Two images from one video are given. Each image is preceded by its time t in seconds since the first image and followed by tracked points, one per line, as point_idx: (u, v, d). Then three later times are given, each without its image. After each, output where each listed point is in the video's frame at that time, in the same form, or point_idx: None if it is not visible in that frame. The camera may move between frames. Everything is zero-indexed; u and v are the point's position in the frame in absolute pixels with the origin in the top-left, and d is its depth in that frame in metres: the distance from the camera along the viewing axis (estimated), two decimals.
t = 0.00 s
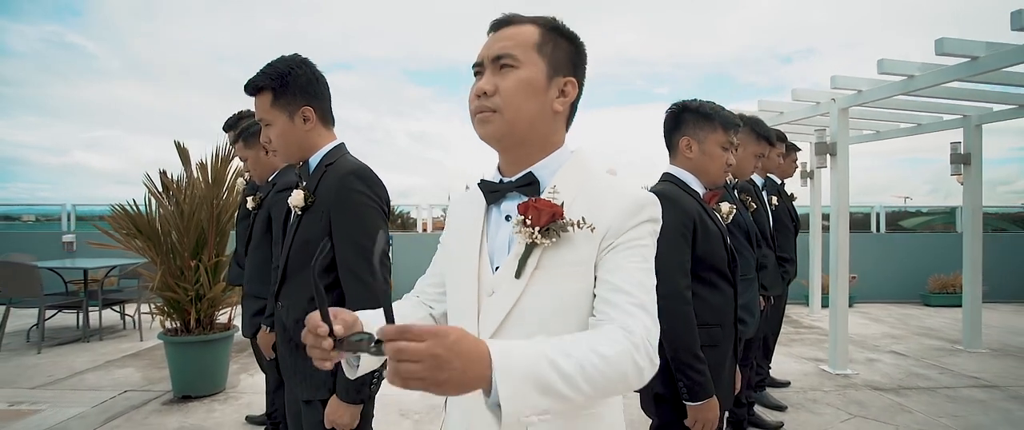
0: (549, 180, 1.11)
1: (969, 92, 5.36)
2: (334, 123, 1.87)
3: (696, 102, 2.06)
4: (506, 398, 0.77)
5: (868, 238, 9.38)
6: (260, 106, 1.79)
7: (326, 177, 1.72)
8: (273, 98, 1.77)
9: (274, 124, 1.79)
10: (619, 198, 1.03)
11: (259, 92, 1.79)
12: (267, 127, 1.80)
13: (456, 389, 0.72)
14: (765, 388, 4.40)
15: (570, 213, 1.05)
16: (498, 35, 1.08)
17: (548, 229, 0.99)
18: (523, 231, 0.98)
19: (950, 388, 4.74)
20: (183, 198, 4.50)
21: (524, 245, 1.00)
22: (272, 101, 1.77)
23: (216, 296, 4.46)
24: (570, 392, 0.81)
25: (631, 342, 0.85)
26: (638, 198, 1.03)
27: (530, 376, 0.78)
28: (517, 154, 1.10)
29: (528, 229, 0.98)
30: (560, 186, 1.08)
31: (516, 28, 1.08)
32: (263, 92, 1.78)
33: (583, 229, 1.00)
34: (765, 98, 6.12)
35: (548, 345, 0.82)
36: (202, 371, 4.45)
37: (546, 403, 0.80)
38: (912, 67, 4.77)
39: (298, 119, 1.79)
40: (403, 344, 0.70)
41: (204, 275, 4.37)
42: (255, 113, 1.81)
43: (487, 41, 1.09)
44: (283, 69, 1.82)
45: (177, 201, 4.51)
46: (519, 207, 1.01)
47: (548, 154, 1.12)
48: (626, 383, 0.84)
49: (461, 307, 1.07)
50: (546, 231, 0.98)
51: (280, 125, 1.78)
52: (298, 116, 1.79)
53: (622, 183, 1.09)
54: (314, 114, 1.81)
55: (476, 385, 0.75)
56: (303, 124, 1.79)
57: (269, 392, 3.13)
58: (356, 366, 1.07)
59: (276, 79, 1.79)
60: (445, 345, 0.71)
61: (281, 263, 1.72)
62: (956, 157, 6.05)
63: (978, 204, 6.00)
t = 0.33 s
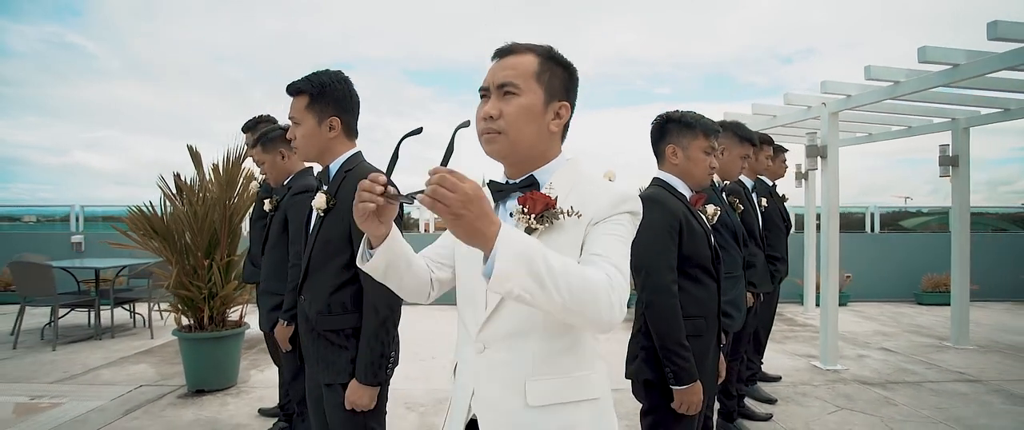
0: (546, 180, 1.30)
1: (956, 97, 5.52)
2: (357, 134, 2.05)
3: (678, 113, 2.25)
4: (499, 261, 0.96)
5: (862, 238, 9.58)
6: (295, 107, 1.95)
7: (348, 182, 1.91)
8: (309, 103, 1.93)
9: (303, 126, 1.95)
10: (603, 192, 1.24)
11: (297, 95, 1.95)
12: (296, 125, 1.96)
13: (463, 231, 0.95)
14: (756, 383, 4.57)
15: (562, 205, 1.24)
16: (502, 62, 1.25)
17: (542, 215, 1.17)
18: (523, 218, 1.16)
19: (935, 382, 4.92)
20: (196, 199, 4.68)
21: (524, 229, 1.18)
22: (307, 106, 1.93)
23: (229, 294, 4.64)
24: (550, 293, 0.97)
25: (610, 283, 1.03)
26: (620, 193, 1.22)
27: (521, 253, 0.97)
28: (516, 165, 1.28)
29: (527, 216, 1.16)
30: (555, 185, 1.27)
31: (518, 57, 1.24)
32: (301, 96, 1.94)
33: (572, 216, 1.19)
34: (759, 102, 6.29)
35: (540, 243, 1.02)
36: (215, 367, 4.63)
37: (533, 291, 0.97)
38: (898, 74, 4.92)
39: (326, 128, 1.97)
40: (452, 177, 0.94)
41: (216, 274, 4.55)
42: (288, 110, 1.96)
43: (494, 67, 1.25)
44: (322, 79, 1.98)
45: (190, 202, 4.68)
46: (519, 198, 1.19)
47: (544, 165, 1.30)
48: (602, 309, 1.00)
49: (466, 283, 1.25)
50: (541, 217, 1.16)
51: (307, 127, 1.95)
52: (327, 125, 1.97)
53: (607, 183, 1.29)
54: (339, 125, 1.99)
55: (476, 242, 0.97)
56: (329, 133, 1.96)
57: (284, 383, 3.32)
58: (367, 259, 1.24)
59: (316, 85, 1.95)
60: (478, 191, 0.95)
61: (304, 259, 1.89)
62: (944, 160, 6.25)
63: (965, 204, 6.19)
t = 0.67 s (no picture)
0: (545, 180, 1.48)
1: (943, 101, 5.68)
2: (373, 143, 2.24)
3: (660, 120, 2.43)
4: (505, 208, 1.21)
5: (855, 238, 9.79)
6: (322, 110, 2.14)
7: (363, 183, 2.08)
8: (336, 108, 2.13)
9: (327, 129, 2.13)
10: (592, 191, 1.45)
11: (326, 99, 2.14)
12: (320, 127, 2.14)
13: (483, 176, 1.21)
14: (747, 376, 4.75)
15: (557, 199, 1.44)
16: (497, 87, 1.41)
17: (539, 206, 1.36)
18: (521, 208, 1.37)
19: (919, 376, 5.12)
20: (207, 200, 4.86)
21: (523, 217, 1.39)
22: (334, 110, 2.12)
23: (239, 291, 4.82)
24: (544, 246, 1.21)
25: (594, 256, 1.26)
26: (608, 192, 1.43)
27: (524, 208, 1.21)
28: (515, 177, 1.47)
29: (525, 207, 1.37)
30: (551, 183, 1.47)
31: (510, 82, 1.40)
32: (328, 100, 2.12)
33: (563, 209, 1.40)
34: (752, 106, 6.46)
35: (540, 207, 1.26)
36: (226, 361, 4.81)
37: (528, 239, 1.21)
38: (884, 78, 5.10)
39: (346, 133, 2.16)
40: (490, 131, 1.20)
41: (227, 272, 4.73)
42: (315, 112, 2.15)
43: (489, 92, 1.42)
44: (350, 89, 2.16)
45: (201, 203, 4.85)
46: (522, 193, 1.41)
47: (541, 173, 1.48)
48: (586, 270, 1.24)
49: (470, 265, 1.45)
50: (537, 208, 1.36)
51: (331, 130, 2.13)
52: (347, 131, 2.16)
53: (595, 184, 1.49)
54: (358, 133, 2.18)
55: (489, 187, 1.22)
56: (348, 139, 2.15)
57: (295, 372, 3.51)
58: (397, 213, 1.46)
59: (344, 93, 2.14)
60: (507, 149, 1.20)
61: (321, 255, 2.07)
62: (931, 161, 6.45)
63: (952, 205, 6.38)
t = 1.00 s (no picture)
0: (541, 180, 1.65)
1: (930, 103, 5.84)
2: (385, 148, 2.42)
3: (645, 126, 2.61)
4: (505, 197, 1.38)
5: (849, 237, 9.99)
6: (342, 112, 2.32)
7: (374, 184, 2.25)
8: (355, 113, 2.31)
9: (344, 130, 2.31)
10: (581, 192, 1.63)
11: (347, 104, 2.33)
12: (337, 128, 2.32)
13: (490, 170, 1.39)
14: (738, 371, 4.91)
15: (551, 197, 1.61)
16: (487, 110, 1.58)
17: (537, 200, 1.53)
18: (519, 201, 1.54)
19: (906, 370, 5.29)
20: (216, 200, 5.02)
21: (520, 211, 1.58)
22: (352, 114, 2.31)
23: (247, 288, 4.99)
24: (538, 234, 1.38)
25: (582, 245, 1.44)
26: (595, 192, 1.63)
27: (522, 200, 1.38)
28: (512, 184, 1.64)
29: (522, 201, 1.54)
30: (545, 183, 1.64)
31: (498, 104, 1.57)
32: (349, 104, 2.31)
33: (555, 205, 1.58)
34: (745, 108, 6.63)
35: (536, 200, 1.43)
36: (234, 356, 4.98)
37: (523, 226, 1.38)
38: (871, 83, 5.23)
39: (360, 136, 2.33)
40: (501, 128, 1.36)
41: (235, 269, 4.89)
42: (335, 114, 2.33)
43: (481, 115, 1.59)
44: (372, 97, 2.35)
45: (210, 202, 5.02)
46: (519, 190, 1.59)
47: (536, 175, 1.64)
48: (574, 258, 1.41)
49: (474, 257, 1.68)
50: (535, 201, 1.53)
51: (347, 132, 2.31)
52: (363, 135, 2.33)
53: (584, 186, 1.67)
54: (373, 137, 2.36)
55: (495, 179, 1.40)
56: (363, 142, 2.33)
57: (303, 364, 3.68)
58: (415, 201, 1.68)
59: (365, 101, 2.33)
60: (513, 147, 1.38)
61: (335, 250, 2.24)
62: (920, 162, 6.64)
63: (940, 205, 6.56)
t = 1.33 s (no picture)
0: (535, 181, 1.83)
1: (919, 106, 6.00)
2: (396, 152, 2.60)
3: (633, 130, 2.78)
4: (505, 194, 1.55)
5: (844, 236, 10.21)
6: (360, 116, 2.52)
7: (384, 185, 2.44)
8: (371, 117, 2.51)
9: (360, 132, 2.50)
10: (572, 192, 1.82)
11: (364, 109, 2.53)
12: (354, 130, 2.51)
13: (500, 171, 1.55)
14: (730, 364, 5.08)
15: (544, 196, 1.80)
16: (482, 124, 1.75)
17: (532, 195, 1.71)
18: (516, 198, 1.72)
19: (893, 364, 5.45)
20: (225, 199, 5.19)
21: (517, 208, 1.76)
22: (369, 119, 2.50)
23: (255, 284, 5.16)
24: (535, 228, 1.56)
25: (572, 238, 1.62)
26: (583, 190, 1.82)
27: (521, 198, 1.55)
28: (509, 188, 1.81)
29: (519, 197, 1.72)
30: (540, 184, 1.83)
31: (492, 119, 1.74)
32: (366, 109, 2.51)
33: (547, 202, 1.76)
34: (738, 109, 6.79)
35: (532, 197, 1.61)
36: (242, 351, 5.14)
37: (522, 219, 1.55)
38: (859, 86, 5.36)
39: (375, 139, 2.52)
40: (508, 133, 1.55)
41: (244, 266, 5.07)
42: (352, 118, 2.53)
43: (478, 130, 1.76)
44: (386, 104, 2.56)
45: (220, 201, 5.19)
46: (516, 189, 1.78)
47: (529, 175, 1.82)
48: (565, 250, 1.59)
49: (475, 252, 1.87)
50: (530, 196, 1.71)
51: (363, 134, 2.49)
52: (377, 138, 2.52)
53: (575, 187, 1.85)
54: (386, 141, 2.54)
55: (500, 177, 1.56)
56: (376, 145, 2.51)
57: (311, 355, 3.86)
58: (426, 197, 1.88)
59: (381, 108, 2.53)
60: (517, 149, 1.55)
61: (348, 244, 2.43)
62: (909, 163, 6.82)
63: (929, 204, 6.73)
